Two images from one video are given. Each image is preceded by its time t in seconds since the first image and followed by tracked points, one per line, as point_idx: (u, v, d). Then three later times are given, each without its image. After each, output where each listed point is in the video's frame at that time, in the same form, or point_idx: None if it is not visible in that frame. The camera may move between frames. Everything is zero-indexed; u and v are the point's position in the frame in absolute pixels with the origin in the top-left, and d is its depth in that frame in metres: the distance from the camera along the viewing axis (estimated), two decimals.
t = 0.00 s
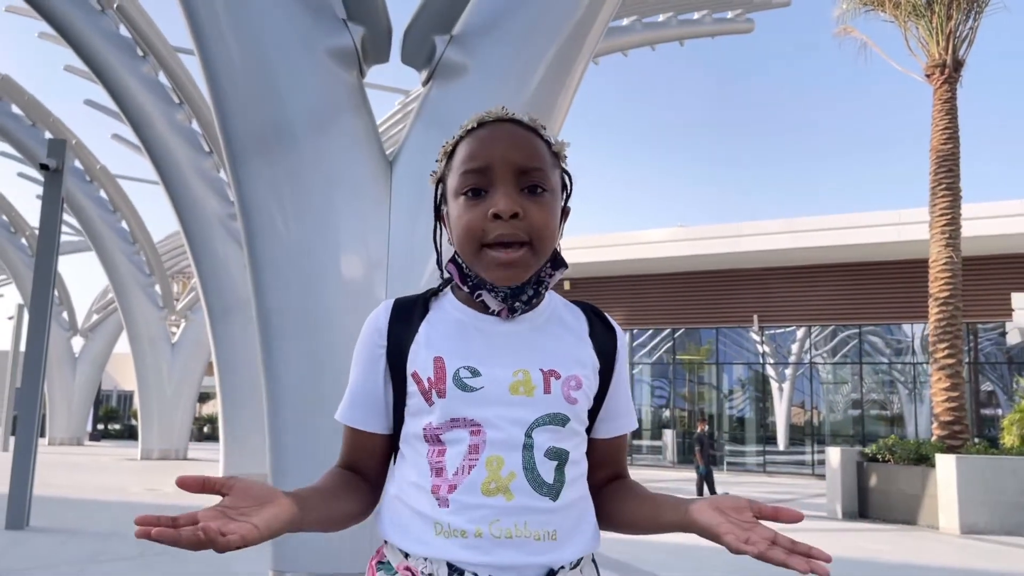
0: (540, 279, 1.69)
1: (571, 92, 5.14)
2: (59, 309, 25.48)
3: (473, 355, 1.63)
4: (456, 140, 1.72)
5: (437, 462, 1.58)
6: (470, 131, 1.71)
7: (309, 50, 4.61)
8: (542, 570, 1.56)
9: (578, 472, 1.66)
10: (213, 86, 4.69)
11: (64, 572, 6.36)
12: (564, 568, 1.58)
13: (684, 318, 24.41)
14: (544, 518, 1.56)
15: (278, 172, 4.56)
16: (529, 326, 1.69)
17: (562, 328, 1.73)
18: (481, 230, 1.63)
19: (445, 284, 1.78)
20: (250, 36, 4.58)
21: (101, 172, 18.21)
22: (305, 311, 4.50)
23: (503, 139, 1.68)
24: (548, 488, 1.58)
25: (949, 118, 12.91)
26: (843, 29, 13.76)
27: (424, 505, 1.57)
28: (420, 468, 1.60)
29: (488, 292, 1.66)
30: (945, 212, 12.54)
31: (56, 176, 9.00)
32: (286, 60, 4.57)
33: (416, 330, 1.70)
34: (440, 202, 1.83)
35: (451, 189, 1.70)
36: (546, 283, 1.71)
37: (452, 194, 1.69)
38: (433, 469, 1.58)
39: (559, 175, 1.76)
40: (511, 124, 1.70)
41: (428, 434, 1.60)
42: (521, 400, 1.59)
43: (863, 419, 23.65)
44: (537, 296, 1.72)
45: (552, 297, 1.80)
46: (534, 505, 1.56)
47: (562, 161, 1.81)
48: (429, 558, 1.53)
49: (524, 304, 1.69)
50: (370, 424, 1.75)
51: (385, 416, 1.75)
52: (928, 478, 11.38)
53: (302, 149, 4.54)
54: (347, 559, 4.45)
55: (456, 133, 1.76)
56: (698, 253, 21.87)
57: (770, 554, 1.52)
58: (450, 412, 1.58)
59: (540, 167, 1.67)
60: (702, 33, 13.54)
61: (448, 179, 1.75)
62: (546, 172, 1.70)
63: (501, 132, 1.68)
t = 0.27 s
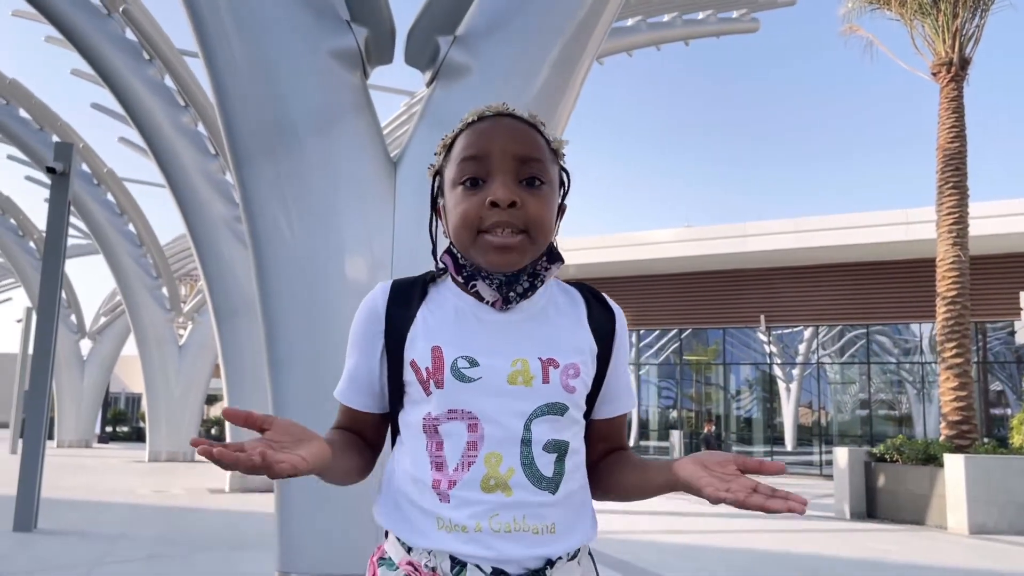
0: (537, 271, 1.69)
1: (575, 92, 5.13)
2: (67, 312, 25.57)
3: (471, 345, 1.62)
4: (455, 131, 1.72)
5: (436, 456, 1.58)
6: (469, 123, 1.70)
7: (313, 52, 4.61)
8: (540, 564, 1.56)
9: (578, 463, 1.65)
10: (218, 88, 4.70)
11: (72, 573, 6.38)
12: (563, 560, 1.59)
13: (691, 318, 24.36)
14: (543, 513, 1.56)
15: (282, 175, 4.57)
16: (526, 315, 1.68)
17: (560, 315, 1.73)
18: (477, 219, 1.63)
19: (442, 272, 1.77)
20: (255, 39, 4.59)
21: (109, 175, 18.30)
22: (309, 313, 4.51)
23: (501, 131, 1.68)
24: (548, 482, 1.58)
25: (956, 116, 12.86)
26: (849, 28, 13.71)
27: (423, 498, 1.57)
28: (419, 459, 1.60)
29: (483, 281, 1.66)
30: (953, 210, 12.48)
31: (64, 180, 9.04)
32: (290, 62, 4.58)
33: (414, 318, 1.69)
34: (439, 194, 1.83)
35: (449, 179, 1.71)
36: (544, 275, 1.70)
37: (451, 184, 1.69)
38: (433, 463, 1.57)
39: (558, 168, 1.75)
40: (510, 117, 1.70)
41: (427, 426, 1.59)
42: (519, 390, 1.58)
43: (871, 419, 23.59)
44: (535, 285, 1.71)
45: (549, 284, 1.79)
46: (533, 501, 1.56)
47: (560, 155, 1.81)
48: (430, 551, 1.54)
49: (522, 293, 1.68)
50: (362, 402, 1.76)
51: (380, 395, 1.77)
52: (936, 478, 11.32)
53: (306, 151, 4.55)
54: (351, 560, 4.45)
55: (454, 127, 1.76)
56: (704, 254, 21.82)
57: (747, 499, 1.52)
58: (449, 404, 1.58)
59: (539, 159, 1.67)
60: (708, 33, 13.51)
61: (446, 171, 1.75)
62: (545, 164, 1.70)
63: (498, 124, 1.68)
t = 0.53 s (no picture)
0: (534, 272, 1.70)
1: (577, 92, 5.14)
2: (73, 313, 25.66)
3: (466, 346, 1.62)
4: (451, 131, 1.71)
5: (429, 456, 1.58)
6: (466, 123, 1.70)
7: (316, 53, 4.62)
8: (531, 566, 1.56)
9: (570, 466, 1.66)
10: (220, 89, 4.71)
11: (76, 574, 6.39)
12: (554, 562, 1.58)
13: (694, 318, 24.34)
14: (535, 515, 1.56)
15: (284, 175, 4.58)
16: (524, 318, 1.69)
17: (557, 321, 1.73)
18: (477, 220, 1.63)
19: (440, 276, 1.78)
20: (257, 40, 4.60)
21: (113, 177, 18.36)
22: (312, 312, 4.52)
23: (497, 131, 1.68)
24: (540, 485, 1.58)
25: (960, 116, 12.84)
26: (853, 27, 13.70)
27: (416, 501, 1.57)
28: (413, 458, 1.60)
29: (481, 283, 1.66)
30: (957, 210, 12.45)
31: (68, 181, 9.05)
32: (292, 63, 4.58)
33: (410, 319, 1.70)
34: (435, 194, 1.83)
35: (446, 180, 1.70)
36: (539, 276, 1.72)
37: (448, 186, 1.68)
38: (426, 463, 1.57)
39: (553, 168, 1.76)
40: (505, 118, 1.70)
41: (420, 426, 1.60)
42: (514, 391, 1.59)
43: (876, 419, 23.59)
44: (531, 289, 1.72)
45: (544, 292, 1.80)
46: (525, 503, 1.55)
47: (555, 155, 1.81)
48: (422, 552, 1.55)
49: (518, 297, 1.69)
50: (359, 409, 1.75)
51: (377, 402, 1.76)
52: (941, 478, 11.31)
53: (308, 151, 4.56)
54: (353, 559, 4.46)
55: (450, 127, 1.75)
56: (708, 254, 21.80)
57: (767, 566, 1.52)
58: (444, 403, 1.58)
59: (536, 157, 1.68)
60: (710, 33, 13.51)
61: (443, 170, 1.75)
62: (541, 163, 1.70)
63: (494, 124, 1.69)
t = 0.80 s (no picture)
0: (526, 274, 1.70)
1: (577, 93, 5.15)
2: (75, 314, 25.70)
3: (454, 347, 1.63)
4: (447, 133, 1.72)
5: (417, 456, 1.59)
6: (461, 125, 1.71)
7: (315, 53, 4.63)
8: (514, 566, 1.57)
9: (557, 466, 1.66)
10: (220, 89, 4.72)
11: (78, 574, 6.41)
12: (538, 561, 1.59)
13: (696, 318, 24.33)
14: (519, 515, 1.57)
15: (284, 175, 4.59)
16: (515, 319, 1.69)
17: (546, 323, 1.74)
18: (471, 224, 1.63)
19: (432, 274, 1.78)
20: (257, 41, 4.61)
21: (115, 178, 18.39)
22: (311, 312, 4.53)
23: (493, 135, 1.68)
24: (525, 485, 1.59)
25: (961, 115, 12.83)
26: (854, 27, 13.69)
27: (403, 501, 1.58)
28: (402, 459, 1.61)
29: (473, 284, 1.66)
30: (959, 209, 12.44)
31: (69, 182, 9.07)
32: (291, 63, 4.59)
33: (400, 319, 1.70)
34: (429, 194, 1.83)
35: (441, 182, 1.71)
36: (531, 278, 1.72)
37: (443, 187, 1.69)
38: (413, 463, 1.58)
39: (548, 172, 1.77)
40: (500, 121, 1.71)
41: (408, 426, 1.61)
42: (501, 393, 1.59)
43: (879, 419, 23.58)
44: (522, 291, 1.72)
45: (536, 292, 1.80)
46: (510, 503, 1.56)
47: (549, 157, 1.82)
48: (407, 549, 1.56)
49: (509, 298, 1.69)
50: (352, 407, 1.76)
51: (367, 400, 1.77)
52: (942, 478, 11.30)
53: (307, 151, 4.57)
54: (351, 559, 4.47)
55: (446, 129, 1.76)
56: (710, 254, 21.78)
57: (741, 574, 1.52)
58: (432, 404, 1.58)
59: (529, 160, 1.68)
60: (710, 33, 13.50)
61: (437, 171, 1.75)
62: (536, 166, 1.71)
63: (489, 127, 1.69)
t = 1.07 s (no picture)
0: (524, 270, 1.71)
1: (574, 92, 5.15)
2: (72, 313, 25.69)
3: (453, 343, 1.64)
4: (448, 130, 1.73)
5: (417, 451, 1.60)
6: (461, 123, 1.72)
7: (313, 52, 4.64)
8: (512, 557, 1.58)
9: (554, 460, 1.68)
10: (218, 88, 4.74)
11: (77, 572, 6.42)
12: (537, 553, 1.60)
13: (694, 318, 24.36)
14: (518, 508, 1.58)
15: (282, 174, 4.60)
16: (513, 316, 1.70)
17: (543, 318, 1.75)
18: (472, 221, 1.64)
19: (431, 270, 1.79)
20: (255, 40, 4.62)
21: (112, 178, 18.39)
22: (309, 310, 4.54)
23: (492, 133, 1.70)
24: (524, 479, 1.60)
25: (957, 115, 12.85)
26: (850, 27, 13.71)
27: (404, 495, 1.59)
28: (401, 454, 1.62)
29: (472, 279, 1.67)
30: (955, 209, 12.46)
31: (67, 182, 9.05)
32: (289, 63, 4.60)
33: (399, 315, 1.71)
34: (430, 191, 1.84)
35: (441, 180, 1.72)
36: (530, 274, 1.72)
37: (443, 185, 1.70)
38: (413, 458, 1.59)
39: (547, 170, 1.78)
40: (499, 118, 1.72)
41: (409, 421, 1.62)
42: (499, 389, 1.60)
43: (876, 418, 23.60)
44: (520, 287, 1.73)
45: (534, 287, 1.81)
46: (510, 496, 1.58)
47: (548, 156, 1.83)
48: (408, 542, 1.57)
49: (508, 294, 1.70)
50: (352, 402, 1.77)
51: (367, 395, 1.78)
52: (939, 476, 11.33)
53: (305, 150, 4.58)
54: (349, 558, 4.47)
55: (446, 126, 1.77)
56: (708, 253, 21.80)
57: (733, 567, 1.53)
58: (431, 400, 1.60)
59: (529, 158, 1.70)
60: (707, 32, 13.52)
61: (437, 169, 1.76)
62: (534, 164, 1.72)
63: (489, 125, 1.71)
